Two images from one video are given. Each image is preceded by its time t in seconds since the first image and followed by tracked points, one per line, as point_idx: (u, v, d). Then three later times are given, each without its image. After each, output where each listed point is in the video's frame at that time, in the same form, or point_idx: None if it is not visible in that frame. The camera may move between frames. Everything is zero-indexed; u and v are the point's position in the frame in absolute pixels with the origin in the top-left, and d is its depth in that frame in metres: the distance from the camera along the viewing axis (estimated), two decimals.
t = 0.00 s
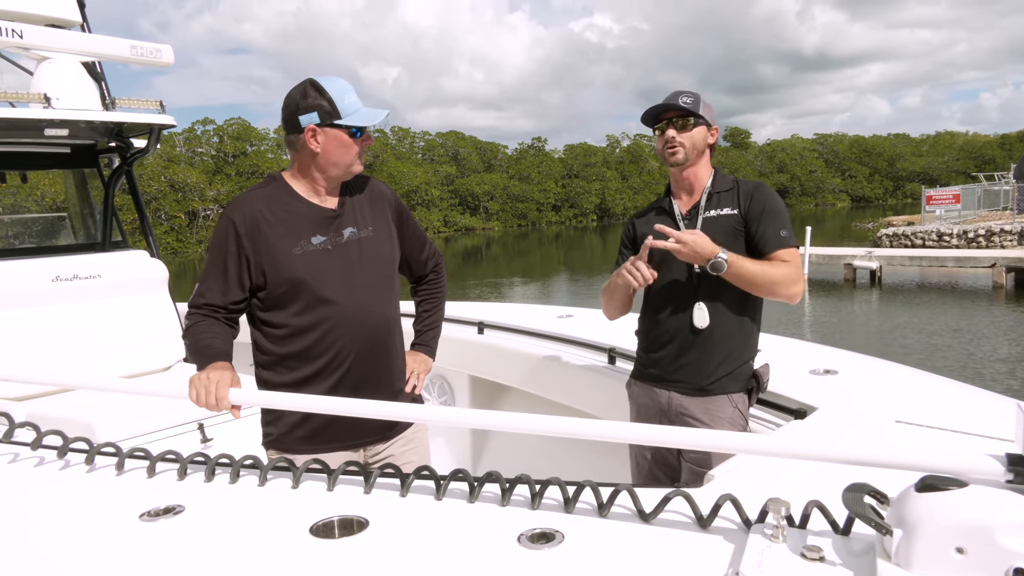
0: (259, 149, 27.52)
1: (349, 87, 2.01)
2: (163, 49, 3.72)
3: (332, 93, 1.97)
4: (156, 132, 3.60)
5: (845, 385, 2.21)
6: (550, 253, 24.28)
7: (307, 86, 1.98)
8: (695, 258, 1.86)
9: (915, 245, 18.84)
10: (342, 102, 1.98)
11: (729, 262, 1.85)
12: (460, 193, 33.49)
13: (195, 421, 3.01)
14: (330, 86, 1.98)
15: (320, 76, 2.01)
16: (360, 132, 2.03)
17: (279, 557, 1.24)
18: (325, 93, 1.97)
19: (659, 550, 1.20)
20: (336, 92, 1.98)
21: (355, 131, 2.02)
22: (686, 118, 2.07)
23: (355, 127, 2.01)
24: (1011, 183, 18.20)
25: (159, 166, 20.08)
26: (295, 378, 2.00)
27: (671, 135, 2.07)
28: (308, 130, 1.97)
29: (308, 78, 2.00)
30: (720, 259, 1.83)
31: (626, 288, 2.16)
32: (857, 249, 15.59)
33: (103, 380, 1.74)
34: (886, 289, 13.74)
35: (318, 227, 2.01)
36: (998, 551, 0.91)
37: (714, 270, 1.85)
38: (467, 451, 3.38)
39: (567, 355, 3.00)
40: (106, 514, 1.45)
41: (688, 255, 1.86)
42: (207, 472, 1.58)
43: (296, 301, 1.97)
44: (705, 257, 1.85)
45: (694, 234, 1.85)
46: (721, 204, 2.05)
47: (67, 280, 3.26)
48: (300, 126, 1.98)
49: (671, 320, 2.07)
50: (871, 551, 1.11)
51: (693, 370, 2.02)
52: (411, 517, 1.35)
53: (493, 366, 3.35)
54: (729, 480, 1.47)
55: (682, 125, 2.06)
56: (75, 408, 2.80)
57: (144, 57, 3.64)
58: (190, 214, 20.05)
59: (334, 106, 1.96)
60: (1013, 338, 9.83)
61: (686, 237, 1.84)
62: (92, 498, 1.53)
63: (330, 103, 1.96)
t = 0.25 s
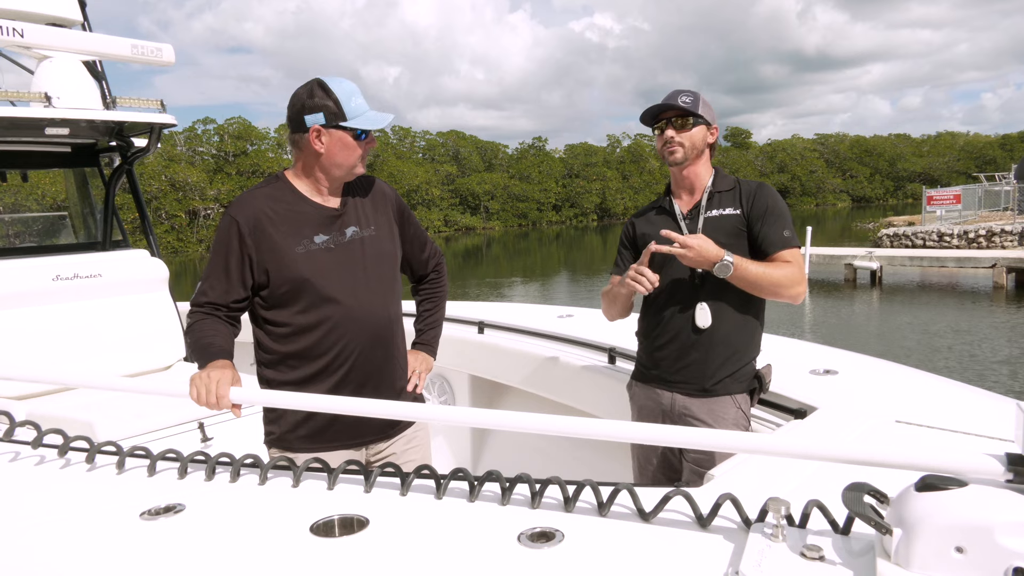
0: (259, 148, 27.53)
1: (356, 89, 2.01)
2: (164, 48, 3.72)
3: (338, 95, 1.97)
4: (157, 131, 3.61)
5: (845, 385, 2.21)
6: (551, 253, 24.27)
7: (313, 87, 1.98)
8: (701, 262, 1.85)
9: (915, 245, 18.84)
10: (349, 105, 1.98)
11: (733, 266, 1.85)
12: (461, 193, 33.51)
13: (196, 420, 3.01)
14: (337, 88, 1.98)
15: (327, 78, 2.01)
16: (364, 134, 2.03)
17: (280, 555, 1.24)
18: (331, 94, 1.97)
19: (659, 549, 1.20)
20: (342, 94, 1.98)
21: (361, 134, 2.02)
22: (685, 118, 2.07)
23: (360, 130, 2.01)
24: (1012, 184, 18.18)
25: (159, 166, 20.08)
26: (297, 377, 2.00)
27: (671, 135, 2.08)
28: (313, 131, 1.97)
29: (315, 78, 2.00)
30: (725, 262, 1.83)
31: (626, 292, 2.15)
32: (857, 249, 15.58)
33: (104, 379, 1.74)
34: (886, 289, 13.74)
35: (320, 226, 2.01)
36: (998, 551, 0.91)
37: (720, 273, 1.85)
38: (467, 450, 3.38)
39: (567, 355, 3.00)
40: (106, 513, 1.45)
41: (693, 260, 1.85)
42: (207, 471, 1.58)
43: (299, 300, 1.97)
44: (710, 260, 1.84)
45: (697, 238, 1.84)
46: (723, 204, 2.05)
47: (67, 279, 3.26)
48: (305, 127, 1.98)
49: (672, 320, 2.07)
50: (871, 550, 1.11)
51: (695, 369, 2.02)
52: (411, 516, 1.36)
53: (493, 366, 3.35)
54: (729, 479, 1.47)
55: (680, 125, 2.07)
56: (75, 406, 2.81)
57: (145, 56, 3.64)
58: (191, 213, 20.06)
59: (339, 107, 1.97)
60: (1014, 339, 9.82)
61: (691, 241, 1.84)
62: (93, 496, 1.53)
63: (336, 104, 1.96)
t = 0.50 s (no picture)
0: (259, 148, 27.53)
1: (354, 86, 2.01)
2: (163, 47, 3.72)
3: (336, 92, 1.98)
4: (157, 131, 3.60)
5: (844, 385, 2.21)
6: (551, 252, 24.28)
7: (311, 85, 1.98)
8: (703, 264, 1.85)
9: (915, 245, 18.84)
10: (347, 101, 1.98)
11: (735, 266, 1.85)
12: (461, 192, 33.51)
13: (195, 420, 3.01)
14: (334, 85, 1.98)
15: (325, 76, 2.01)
16: (363, 131, 2.03)
17: (279, 555, 1.25)
18: (330, 92, 1.97)
19: (658, 549, 1.20)
20: (340, 91, 1.98)
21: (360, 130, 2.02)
22: (681, 116, 2.07)
23: (359, 126, 2.01)
24: (1012, 184, 18.17)
25: (159, 165, 20.08)
26: (298, 377, 2.00)
27: (667, 134, 2.07)
28: (312, 129, 1.97)
29: (312, 77, 2.00)
30: (727, 263, 1.83)
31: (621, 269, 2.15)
32: (857, 250, 15.58)
33: (104, 378, 1.74)
34: (886, 289, 13.75)
35: (322, 226, 2.01)
36: (997, 552, 0.91)
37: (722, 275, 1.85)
38: (466, 450, 3.38)
39: (567, 355, 3.00)
40: (106, 512, 1.45)
41: (696, 262, 1.85)
42: (207, 470, 1.58)
43: (301, 299, 1.97)
44: (713, 262, 1.84)
45: (700, 239, 1.83)
46: (721, 204, 2.04)
47: (67, 278, 3.26)
48: (304, 126, 1.98)
49: (672, 321, 2.06)
50: (871, 550, 1.11)
51: (696, 371, 2.02)
52: (410, 516, 1.36)
53: (493, 366, 3.35)
54: (728, 479, 1.47)
55: (676, 124, 2.06)
56: (75, 406, 2.81)
57: (144, 56, 3.64)
58: (190, 213, 20.06)
59: (338, 105, 1.97)
60: (1013, 339, 9.82)
61: (694, 243, 1.83)
62: (92, 496, 1.53)
63: (335, 102, 1.97)
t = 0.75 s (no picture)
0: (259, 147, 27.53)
1: (352, 84, 2.01)
2: (163, 47, 3.73)
3: (334, 91, 1.98)
4: (157, 130, 3.60)
5: (844, 384, 2.21)
6: (551, 252, 24.28)
7: (310, 84, 1.99)
8: (698, 256, 1.85)
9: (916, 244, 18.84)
10: (345, 99, 1.99)
11: (729, 261, 1.84)
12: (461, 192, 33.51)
13: (196, 419, 3.01)
14: (332, 84, 1.99)
15: (323, 76, 2.02)
16: (362, 129, 2.03)
17: (279, 554, 1.25)
18: (327, 91, 1.98)
19: (658, 548, 1.20)
20: (338, 90, 1.99)
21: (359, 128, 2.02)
22: (675, 112, 2.06)
23: (358, 124, 2.01)
24: (1012, 183, 18.17)
25: (160, 164, 20.09)
26: (298, 376, 2.00)
27: (661, 130, 2.07)
28: (310, 128, 1.97)
29: (311, 76, 2.01)
30: (721, 257, 1.82)
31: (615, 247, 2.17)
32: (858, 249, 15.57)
33: (104, 378, 1.74)
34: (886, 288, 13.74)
35: (323, 225, 2.01)
36: (997, 552, 0.91)
37: (716, 269, 1.84)
38: (466, 449, 3.38)
39: (567, 354, 3.00)
40: (107, 512, 1.45)
41: (690, 254, 1.85)
42: (207, 470, 1.58)
43: (301, 299, 1.97)
44: (707, 255, 1.84)
45: (694, 231, 1.84)
46: (715, 203, 2.05)
47: (67, 278, 3.26)
48: (303, 124, 1.99)
49: (668, 323, 2.06)
50: (871, 550, 1.11)
51: (695, 373, 2.02)
52: (410, 515, 1.36)
53: (493, 365, 3.35)
54: (728, 478, 1.47)
55: (670, 120, 2.06)
56: (75, 405, 2.81)
57: (144, 55, 3.64)
58: (191, 212, 20.07)
59: (336, 103, 1.97)
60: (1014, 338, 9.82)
61: (690, 235, 1.83)
62: (93, 495, 1.53)
63: (333, 100, 1.97)
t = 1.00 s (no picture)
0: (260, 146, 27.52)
1: (353, 85, 2.01)
2: (163, 45, 3.73)
3: (334, 91, 1.98)
4: (156, 129, 3.60)
5: (844, 383, 2.21)
6: (551, 251, 24.28)
7: (311, 84, 1.99)
8: (687, 261, 1.84)
9: (916, 243, 18.83)
10: (345, 100, 1.99)
11: (719, 266, 1.83)
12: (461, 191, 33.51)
13: (196, 418, 3.01)
14: (333, 84, 1.99)
15: (325, 75, 2.02)
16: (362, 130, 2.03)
17: (279, 553, 1.25)
18: (327, 90, 1.98)
19: (658, 548, 1.20)
20: (338, 90, 1.99)
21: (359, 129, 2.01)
22: (674, 108, 2.05)
23: (357, 125, 2.01)
24: (1013, 181, 18.16)
25: (160, 163, 20.09)
26: (298, 375, 2.00)
27: (659, 127, 2.06)
28: (310, 127, 1.97)
29: (312, 76, 2.01)
30: (711, 262, 1.82)
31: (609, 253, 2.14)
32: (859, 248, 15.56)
33: (104, 378, 1.74)
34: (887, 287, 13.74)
35: (321, 224, 2.01)
36: (997, 551, 0.91)
37: (705, 275, 1.83)
38: (467, 448, 3.38)
39: (567, 353, 3.00)
40: (108, 511, 1.45)
41: (679, 259, 1.85)
42: (207, 470, 1.58)
43: (300, 297, 1.97)
44: (697, 260, 1.83)
45: (684, 236, 1.83)
46: (711, 203, 2.04)
47: (68, 277, 3.26)
48: (303, 123, 1.99)
49: (658, 325, 2.07)
50: (871, 549, 1.11)
51: (690, 374, 2.02)
52: (411, 515, 1.36)
53: (493, 364, 3.35)
54: (728, 478, 1.47)
55: (668, 117, 2.05)
56: (76, 405, 2.81)
57: (143, 54, 3.64)
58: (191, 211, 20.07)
59: (336, 103, 1.97)
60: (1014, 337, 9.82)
61: (680, 239, 1.83)
62: (93, 495, 1.53)
63: (332, 100, 1.97)
